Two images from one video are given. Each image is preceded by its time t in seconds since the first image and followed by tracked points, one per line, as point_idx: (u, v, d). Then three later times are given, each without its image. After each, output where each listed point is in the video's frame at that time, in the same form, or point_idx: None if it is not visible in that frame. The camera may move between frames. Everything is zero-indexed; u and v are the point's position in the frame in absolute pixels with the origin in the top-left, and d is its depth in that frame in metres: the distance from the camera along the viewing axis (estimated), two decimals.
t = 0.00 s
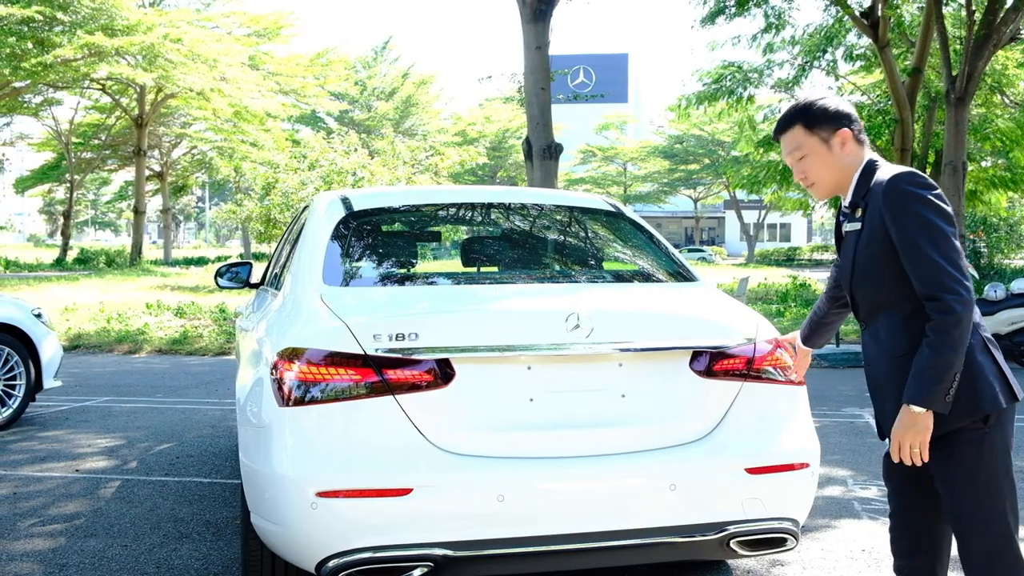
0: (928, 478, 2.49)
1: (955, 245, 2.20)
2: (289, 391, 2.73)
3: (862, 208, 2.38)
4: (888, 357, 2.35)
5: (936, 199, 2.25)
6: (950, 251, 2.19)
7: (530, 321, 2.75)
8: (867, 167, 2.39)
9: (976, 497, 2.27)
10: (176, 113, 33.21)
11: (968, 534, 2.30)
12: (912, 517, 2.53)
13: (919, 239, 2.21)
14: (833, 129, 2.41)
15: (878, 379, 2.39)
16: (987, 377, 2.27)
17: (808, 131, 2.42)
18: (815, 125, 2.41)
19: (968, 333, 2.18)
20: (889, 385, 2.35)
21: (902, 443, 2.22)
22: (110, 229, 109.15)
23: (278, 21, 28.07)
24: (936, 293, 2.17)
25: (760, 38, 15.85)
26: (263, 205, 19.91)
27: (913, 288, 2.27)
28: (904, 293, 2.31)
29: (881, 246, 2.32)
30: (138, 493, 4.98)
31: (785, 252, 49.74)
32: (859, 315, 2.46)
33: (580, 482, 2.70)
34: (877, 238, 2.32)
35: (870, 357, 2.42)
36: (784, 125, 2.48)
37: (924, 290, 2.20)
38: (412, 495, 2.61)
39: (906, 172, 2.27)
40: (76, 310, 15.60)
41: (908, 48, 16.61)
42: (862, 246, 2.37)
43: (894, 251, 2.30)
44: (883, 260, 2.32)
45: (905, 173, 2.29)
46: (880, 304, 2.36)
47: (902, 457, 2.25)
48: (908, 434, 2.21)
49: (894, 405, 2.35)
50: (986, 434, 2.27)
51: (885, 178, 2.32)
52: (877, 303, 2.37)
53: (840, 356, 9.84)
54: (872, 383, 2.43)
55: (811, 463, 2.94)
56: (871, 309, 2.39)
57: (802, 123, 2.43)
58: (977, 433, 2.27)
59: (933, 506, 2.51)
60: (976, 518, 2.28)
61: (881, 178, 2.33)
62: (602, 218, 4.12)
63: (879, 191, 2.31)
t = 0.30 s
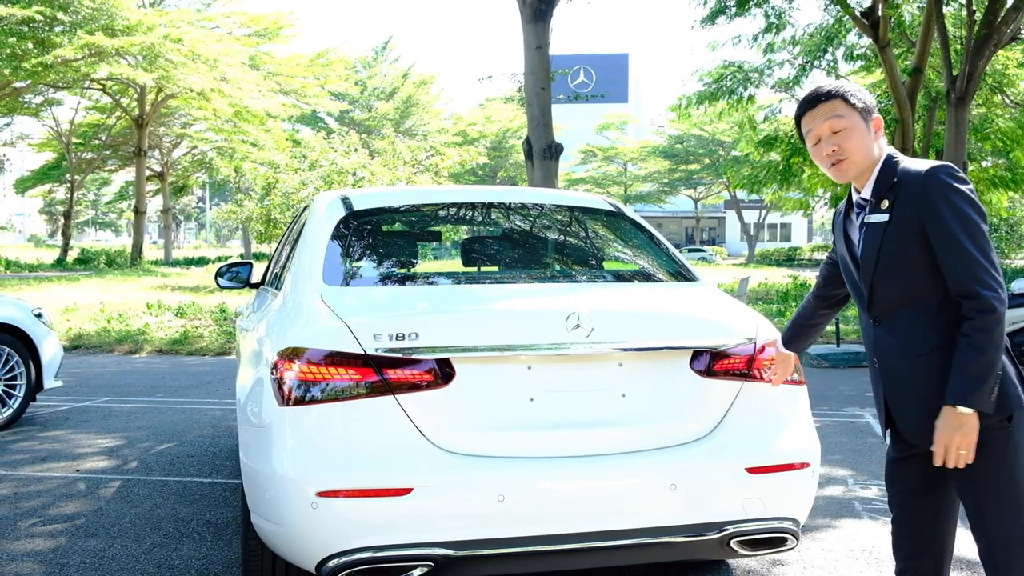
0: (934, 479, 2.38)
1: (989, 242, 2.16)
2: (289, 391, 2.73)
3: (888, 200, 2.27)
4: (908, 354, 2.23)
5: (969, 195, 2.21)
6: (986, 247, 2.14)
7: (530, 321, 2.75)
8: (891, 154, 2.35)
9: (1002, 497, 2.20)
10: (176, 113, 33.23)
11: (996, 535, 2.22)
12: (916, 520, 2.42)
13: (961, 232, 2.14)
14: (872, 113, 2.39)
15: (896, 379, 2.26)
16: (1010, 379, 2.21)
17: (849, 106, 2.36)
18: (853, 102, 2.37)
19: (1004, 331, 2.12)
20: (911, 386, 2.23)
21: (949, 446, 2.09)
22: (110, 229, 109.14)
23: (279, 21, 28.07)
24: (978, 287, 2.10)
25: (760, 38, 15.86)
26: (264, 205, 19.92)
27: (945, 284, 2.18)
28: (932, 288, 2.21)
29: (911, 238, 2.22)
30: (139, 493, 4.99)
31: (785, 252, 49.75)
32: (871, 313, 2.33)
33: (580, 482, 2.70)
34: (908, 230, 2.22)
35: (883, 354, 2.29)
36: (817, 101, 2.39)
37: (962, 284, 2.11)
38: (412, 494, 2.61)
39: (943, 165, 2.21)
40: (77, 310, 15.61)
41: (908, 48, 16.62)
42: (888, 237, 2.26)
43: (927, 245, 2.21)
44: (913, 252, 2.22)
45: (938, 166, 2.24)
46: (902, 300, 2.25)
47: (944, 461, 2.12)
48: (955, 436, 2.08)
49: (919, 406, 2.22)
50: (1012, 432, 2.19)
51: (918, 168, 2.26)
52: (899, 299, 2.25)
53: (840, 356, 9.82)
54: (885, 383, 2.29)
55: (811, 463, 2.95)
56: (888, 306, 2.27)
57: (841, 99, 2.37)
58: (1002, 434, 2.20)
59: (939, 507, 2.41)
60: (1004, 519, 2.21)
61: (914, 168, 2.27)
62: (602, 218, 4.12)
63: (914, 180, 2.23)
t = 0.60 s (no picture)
0: (943, 478, 2.37)
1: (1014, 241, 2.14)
2: (289, 391, 2.73)
3: (907, 198, 2.23)
4: (934, 357, 2.18)
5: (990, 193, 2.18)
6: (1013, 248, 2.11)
7: (530, 320, 2.75)
8: (907, 154, 2.31)
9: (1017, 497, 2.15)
10: (177, 113, 33.23)
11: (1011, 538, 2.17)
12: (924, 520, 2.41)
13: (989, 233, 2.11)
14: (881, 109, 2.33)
15: (921, 380, 2.21)
16: None
17: (863, 108, 2.31)
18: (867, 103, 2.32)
19: None
20: (935, 386, 2.19)
21: (1008, 452, 2.04)
22: (111, 229, 109.18)
23: (279, 21, 28.08)
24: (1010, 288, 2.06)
25: (761, 38, 15.85)
26: (264, 205, 19.94)
27: (971, 285, 2.15)
28: (955, 288, 2.17)
29: (933, 236, 2.18)
30: (139, 493, 4.99)
31: (786, 252, 49.72)
32: (887, 314, 2.28)
33: (580, 481, 2.69)
34: (933, 228, 2.18)
35: (901, 355, 2.25)
36: (830, 101, 2.35)
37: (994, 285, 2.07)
38: (411, 494, 2.61)
39: (967, 163, 2.18)
40: (77, 310, 15.61)
41: (909, 48, 16.61)
42: (911, 237, 2.21)
43: (950, 246, 2.17)
44: (935, 251, 2.18)
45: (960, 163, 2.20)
46: (922, 301, 2.21)
47: (1006, 465, 2.07)
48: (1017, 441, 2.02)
49: (941, 406, 2.19)
50: None
51: (939, 166, 2.21)
52: (923, 300, 2.21)
53: (841, 356, 9.79)
54: (905, 384, 2.25)
55: (812, 464, 2.94)
56: (908, 306, 2.23)
57: (853, 101, 2.32)
58: None
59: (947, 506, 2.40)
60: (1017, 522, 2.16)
61: (933, 165, 2.22)
62: (602, 218, 4.12)
63: (936, 178, 2.19)
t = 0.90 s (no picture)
0: (952, 481, 2.37)
1: None
2: (286, 391, 2.73)
3: (933, 202, 2.21)
4: (953, 363, 2.18)
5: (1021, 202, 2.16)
6: None
7: (527, 321, 2.74)
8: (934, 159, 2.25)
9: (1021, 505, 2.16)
10: (177, 113, 33.22)
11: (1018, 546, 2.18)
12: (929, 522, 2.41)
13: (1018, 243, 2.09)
14: (875, 122, 2.26)
15: (936, 385, 2.21)
16: None
17: (848, 126, 2.29)
18: (855, 120, 2.28)
19: None
20: (951, 393, 2.19)
21: (1011, 466, 2.07)
22: (111, 229, 109.18)
23: (279, 21, 28.07)
24: None
25: (760, 37, 15.85)
26: (264, 205, 19.93)
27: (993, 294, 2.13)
28: (976, 295, 2.16)
29: (957, 243, 2.17)
30: (138, 493, 4.99)
31: (785, 252, 49.68)
32: (906, 316, 2.27)
33: (577, 481, 2.69)
34: (957, 235, 2.16)
35: (918, 359, 2.25)
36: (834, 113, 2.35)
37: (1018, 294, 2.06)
38: (408, 495, 2.61)
39: (997, 170, 2.16)
40: (76, 310, 15.61)
41: (908, 48, 16.61)
42: (936, 241, 2.19)
43: (975, 252, 2.15)
44: (958, 258, 2.16)
45: (990, 170, 2.18)
46: (943, 306, 2.20)
47: (1008, 478, 2.10)
48: None
49: (954, 413, 2.19)
50: None
51: (967, 172, 2.19)
52: (945, 305, 2.19)
53: (839, 355, 9.80)
54: (920, 387, 2.25)
55: (808, 463, 2.94)
56: (927, 311, 2.22)
57: (844, 117, 2.31)
58: None
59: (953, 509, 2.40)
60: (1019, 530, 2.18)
61: (960, 171, 2.20)
62: (601, 218, 4.12)
63: (965, 183, 2.16)
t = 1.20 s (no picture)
0: (942, 482, 2.35)
1: None
2: (282, 391, 2.73)
3: (920, 201, 2.23)
4: (933, 361, 2.19)
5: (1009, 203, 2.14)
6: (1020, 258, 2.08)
7: (525, 321, 2.75)
8: (924, 158, 2.28)
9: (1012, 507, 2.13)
10: (177, 113, 33.18)
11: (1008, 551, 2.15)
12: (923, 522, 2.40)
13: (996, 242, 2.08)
14: (868, 118, 2.30)
15: (920, 385, 2.21)
16: None
17: (843, 122, 2.34)
18: (849, 117, 2.33)
19: None
20: (936, 393, 2.18)
21: (1006, 470, 2.03)
22: (111, 229, 109.15)
23: (279, 21, 28.06)
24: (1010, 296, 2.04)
25: (760, 37, 15.83)
26: (263, 205, 19.93)
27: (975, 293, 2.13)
28: (959, 294, 2.16)
29: (941, 243, 2.17)
30: (136, 493, 4.99)
31: (785, 252, 49.68)
32: (891, 314, 2.31)
33: (573, 481, 2.70)
34: (941, 235, 2.17)
35: (906, 358, 2.25)
36: (835, 108, 2.38)
37: (992, 291, 2.06)
38: (406, 495, 2.60)
39: (982, 170, 2.16)
40: (76, 310, 15.59)
41: (909, 48, 16.59)
42: (917, 239, 2.22)
43: (955, 249, 2.16)
44: (942, 258, 2.17)
45: (978, 170, 2.18)
46: (928, 306, 2.21)
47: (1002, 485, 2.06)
48: (1013, 460, 2.02)
49: (939, 413, 2.19)
50: None
51: (953, 172, 2.21)
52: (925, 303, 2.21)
53: (839, 355, 9.82)
54: (908, 388, 2.25)
55: (806, 464, 2.94)
56: (914, 310, 2.23)
57: (841, 112, 2.36)
58: None
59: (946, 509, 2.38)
60: (1009, 534, 2.16)
61: (948, 171, 2.22)
62: (600, 218, 4.12)
63: (949, 184, 2.18)
